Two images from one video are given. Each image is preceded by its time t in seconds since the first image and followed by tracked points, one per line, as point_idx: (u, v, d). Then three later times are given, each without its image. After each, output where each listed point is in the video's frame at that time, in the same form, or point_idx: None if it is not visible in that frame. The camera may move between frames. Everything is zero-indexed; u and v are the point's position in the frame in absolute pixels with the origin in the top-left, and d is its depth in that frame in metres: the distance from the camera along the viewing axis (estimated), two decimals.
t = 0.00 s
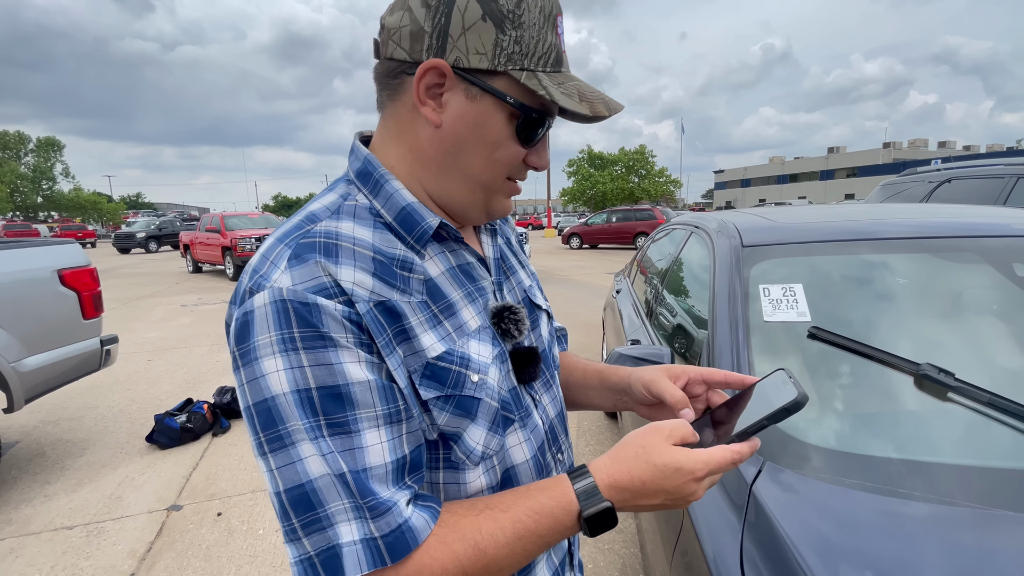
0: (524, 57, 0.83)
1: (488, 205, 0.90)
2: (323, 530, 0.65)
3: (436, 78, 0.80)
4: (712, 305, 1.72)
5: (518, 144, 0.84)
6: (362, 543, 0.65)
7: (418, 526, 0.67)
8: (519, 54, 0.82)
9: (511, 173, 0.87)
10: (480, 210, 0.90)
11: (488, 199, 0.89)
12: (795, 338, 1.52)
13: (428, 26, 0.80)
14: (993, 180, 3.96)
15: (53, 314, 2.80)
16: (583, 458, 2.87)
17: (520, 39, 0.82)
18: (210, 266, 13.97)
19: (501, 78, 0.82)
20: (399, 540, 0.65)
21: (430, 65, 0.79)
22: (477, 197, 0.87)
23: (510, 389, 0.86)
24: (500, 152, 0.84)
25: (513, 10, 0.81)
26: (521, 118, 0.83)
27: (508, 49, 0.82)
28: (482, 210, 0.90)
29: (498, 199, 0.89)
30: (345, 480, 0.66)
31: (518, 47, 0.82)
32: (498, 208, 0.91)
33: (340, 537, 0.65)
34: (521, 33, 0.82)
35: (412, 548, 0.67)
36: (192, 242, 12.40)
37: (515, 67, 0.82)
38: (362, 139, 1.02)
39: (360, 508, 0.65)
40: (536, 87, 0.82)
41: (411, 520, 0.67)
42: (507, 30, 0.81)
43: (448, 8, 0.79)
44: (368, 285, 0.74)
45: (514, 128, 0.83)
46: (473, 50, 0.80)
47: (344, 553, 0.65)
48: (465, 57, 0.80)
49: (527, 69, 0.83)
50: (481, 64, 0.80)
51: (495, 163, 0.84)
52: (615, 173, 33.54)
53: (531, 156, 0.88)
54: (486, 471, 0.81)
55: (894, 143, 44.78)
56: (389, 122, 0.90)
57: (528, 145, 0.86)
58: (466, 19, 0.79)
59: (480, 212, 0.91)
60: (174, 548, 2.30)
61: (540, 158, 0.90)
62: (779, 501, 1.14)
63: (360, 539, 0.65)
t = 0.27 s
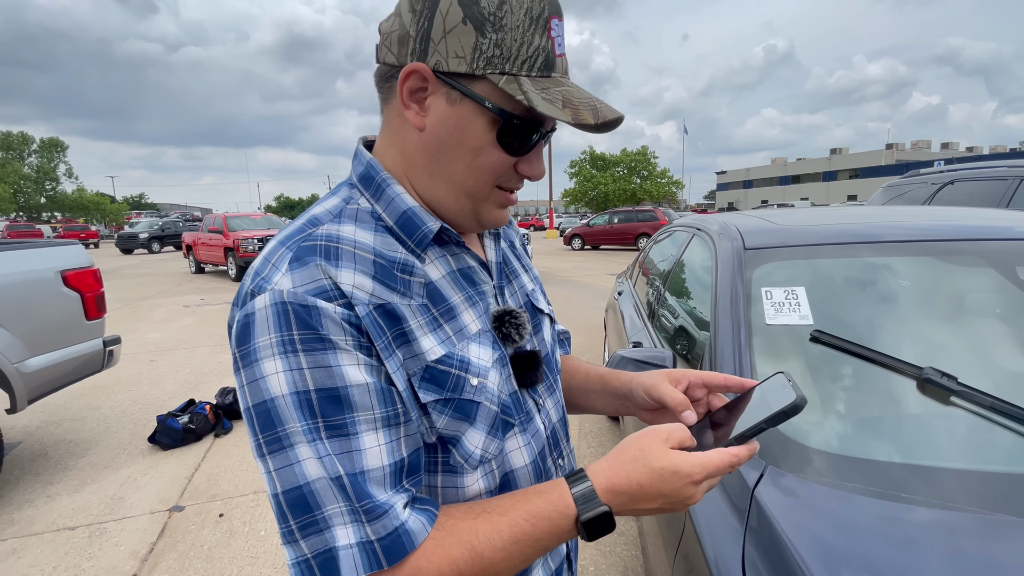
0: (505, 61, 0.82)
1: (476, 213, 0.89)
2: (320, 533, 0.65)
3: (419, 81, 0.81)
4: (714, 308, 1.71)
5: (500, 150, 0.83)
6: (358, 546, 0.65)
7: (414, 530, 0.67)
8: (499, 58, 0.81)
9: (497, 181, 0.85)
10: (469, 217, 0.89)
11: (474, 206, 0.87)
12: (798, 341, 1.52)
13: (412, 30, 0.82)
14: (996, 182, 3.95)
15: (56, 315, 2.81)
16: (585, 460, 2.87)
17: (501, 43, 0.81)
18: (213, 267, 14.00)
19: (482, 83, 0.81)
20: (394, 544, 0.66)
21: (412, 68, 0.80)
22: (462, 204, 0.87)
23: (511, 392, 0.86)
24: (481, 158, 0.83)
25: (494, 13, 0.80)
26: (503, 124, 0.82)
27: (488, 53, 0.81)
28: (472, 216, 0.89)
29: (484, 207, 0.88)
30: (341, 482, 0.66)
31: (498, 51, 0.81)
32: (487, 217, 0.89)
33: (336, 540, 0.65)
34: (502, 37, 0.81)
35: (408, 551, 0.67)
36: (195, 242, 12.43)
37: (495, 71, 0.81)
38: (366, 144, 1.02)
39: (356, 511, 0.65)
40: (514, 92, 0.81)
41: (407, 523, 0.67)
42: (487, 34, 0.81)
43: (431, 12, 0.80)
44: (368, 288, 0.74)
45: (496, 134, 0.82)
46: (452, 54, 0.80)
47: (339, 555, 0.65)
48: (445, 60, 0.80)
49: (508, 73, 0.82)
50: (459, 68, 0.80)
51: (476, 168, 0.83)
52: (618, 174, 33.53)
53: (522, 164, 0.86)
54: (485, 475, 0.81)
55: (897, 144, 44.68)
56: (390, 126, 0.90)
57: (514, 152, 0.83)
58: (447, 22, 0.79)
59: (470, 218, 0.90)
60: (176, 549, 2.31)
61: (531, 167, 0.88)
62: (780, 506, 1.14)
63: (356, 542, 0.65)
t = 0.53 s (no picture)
0: (504, 63, 0.82)
1: (475, 215, 0.89)
2: (314, 536, 0.65)
3: (417, 84, 0.80)
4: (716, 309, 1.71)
5: (500, 152, 0.82)
6: (353, 549, 0.65)
7: (409, 533, 0.67)
8: (499, 60, 0.81)
9: (496, 184, 0.85)
10: (468, 218, 0.89)
11: (473, 208, 0.87)
12: (801, 343, 1.51)
13: (410, 32, 0.81)
14: (1000, 183, 3.93)
15: (59, 315, 2.82)
16: (587, 462, 2.87)
17: (500, 45, 0.81)
18: (215, 267, 14.04)
19: (482, 85, 0.80)
20: (389, 548, 0.65)
21: (411, 71, 0.80)
22: (461, 207, 0.86)
23: (509, 395, 0.85)
24: (481, 160, 0.82)
25: (493, 15, 0.80)
26: (504, 126, 0.81)
27: (487, 55, 0.80)
28: (470, 218, 0.89)
29: (483, 209, 0.88)
30: (335, 486, 0.65)
31: (498, 53, 0.81)
32: (485, 218, 0.89)
33: (331, 543, 0.65)
34: (501, 38, 0.81)
35: (403, 555, 0.66)
36: (197, 243, 12.45)
37: (494, 73, 0.81)
38: (364, 146, 1.02)
39: (350, 515, 0.65)
40: (514, 94, 0.80)
41: (402, 527, 0.66)
42: (486, 35, 0.80)
43: (429, 14, 0.79)
44: (362, 291, 0.73)
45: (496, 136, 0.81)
46: (451, 56, 0.79)
47: (334, 559, 0.64)
48: (443, 62, 0.79)
49: (507, 74, 0.82)
50: (457, 70, 0.79)
51: (476, 170, 0.82)
52: (620, 175, 33.52)
53: (520, 166, 0.86)
54: (483, 478, 0.80)
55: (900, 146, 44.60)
56: (387, 128, 0.90)
57: (513, 154, 0.83)
58: (445, 24, 0.79)
59: (469, 220, 0.89)
60: (177, 550, 2.31)
61: (530, 168, 0.87)
62: (784, 511, 1.13)
63: (350, 546, 0.65)
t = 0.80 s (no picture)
0: (535, 69, 0.85)
1: (500, 211, 0.94)
2: (314, 546, 0.65)
3: (455, 98, 0.81)
4: (718, 311, 1.70)
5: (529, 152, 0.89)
6: (353, 559, 0.65)
7: (409, 542, 0.66)
8: (531, 68, 0.84)
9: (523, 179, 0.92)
10: (493, 216, 0.93)
11: (500, 205, 0.92)
12: (804, 345, 1.50)
13: (441, 47, 0.80)
14: (1004, 184, 3.91)
15: (62, 316, 2.82)
16: (588, 463, 2.86)
17: (532, 53, 0.84)
18: (217, 268, 14.07)
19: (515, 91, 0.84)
20: (389, 557, 0.65)
21: (449, 86, 0.80)
22: (494, 206, 0.91)
23: (508, 400, 0.85)
24: (517, 162, 0.88)
25: (523, 24, 0.82)
26: (537, 127, 0.88)
27: (522, 64, 0.84)
28: (494, 216, 0.94)
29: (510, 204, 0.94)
30: (335, 496, 0.65)
31: (529, 61, 0.84)
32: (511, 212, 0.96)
33: (331, 554, 0.64)
34: (532, 47, 0.84)
35: (404, 564, 0.66)
36: (200, 243, 12.48)
37: (528, 80, 0.84)
38: (359, 149, 1.02)
39: (350, 525, 0.65)
40: (549, 98, 0.86)
41: (402, 536, 0.66)
42: (519, 45, 0.83)
43: (460, 27, 0.79)
44: (361, 299, 0.73)
45: (530, 138, 0.87)
46: (489, 68, 0.81)
47: (334, 569, 0.64)
48: (482, 75, 0.81)
49: (538, 80, 0.86)
50: (499, 82, 0.82)
51: (513, 173, 0.88)
52: (622, 175, 33.50)
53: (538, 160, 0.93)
54: (482, 484, 0.80)
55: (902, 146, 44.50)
56: (393, 138, 0.89)
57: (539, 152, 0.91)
58: (480, 37, 0.80)
59: (493, 218, 0.94)
60: (179, 550, 2.31)
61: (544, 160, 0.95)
62: (786, 515, 1.12)
63: (350, 556, 0.65)
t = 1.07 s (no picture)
0: (538, 72, 0.86)
1: (503, 214, 0.94)
2: (325, 549, 0.65)
3: (461, 101, 0.81)
4: (721, 312, 1.70)
5: (532, 155, 0.90)
6: (364, 561, 0.65)
7: (420, 543, 0.67)
8: (535, 70, 0.86)
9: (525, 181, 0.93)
10: (495, 219, 0.93)
11: (503, 208, 0.92)
12: (807, 347, 1.50)
13: (446, 50, 0.80)
14: (1008, 186, 3.90)
15: (65, 317, 2.83)
16: (590, 465, 2.86)
17: (535, 56, 0.85)
18: (219, 269, 14.10)
19: (518, 94, 0.85)
20: (401, 558, 0.65)
21: (456, 89, 0.80)
22: (498, 208, 0.91)
23: (512, 402, 0.85)
24: (521, 163, 0.88)
25: (525, 28, 0.84)
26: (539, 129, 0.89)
27: (525, 67, 0.85)
28: (497, 219, 0.94)
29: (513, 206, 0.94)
30: (345, 499, 0.65)
31: (533, 63, 0.85)
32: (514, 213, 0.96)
33: (342, 556, 0.65)
34: (535, 50, 0.85)
35: (414, 566, 0.66)
36: (202, 244, 12.51)
37: (532, 83, 0.85)
38: (361, 152, 1.02)
39: (361, 527, 0.65)
40: (552, 99, 0.87)
41: (413, 538, 0.66)
42: (522, 48, 0.84)
43: (465, 31, 0.80)
44: (369, 302, 0.73)
45: (532, 140, 0.88)
46: (494, 71, 0.82)
47: (345, 572, 0.64)
48: (488, 78, 0.82)
49: (541, 83, 0.87)
50: (504, 84, 0.83)
51: (517, 175, 0.88)
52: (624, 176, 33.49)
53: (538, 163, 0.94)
54: (488, 486, 0.80)
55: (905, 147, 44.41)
56: (399, 144, 0.89)
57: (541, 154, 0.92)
58: (485, 41, 0.81)
59: (495, 221, 0.94)
60: (181, 551, 2.31)
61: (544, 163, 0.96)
62: (790, 518, 1.12)
63: (361, 559, 0.65)
